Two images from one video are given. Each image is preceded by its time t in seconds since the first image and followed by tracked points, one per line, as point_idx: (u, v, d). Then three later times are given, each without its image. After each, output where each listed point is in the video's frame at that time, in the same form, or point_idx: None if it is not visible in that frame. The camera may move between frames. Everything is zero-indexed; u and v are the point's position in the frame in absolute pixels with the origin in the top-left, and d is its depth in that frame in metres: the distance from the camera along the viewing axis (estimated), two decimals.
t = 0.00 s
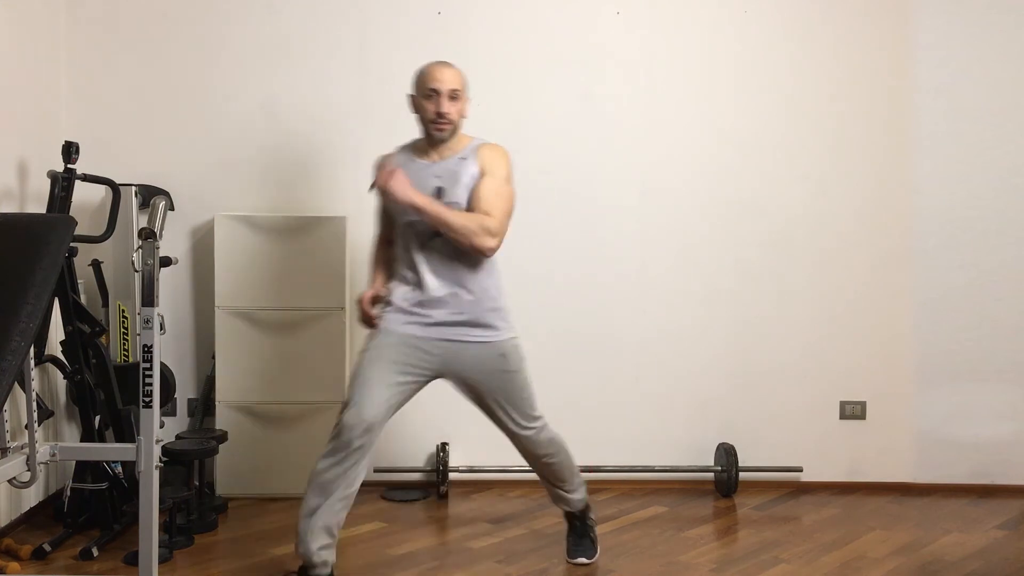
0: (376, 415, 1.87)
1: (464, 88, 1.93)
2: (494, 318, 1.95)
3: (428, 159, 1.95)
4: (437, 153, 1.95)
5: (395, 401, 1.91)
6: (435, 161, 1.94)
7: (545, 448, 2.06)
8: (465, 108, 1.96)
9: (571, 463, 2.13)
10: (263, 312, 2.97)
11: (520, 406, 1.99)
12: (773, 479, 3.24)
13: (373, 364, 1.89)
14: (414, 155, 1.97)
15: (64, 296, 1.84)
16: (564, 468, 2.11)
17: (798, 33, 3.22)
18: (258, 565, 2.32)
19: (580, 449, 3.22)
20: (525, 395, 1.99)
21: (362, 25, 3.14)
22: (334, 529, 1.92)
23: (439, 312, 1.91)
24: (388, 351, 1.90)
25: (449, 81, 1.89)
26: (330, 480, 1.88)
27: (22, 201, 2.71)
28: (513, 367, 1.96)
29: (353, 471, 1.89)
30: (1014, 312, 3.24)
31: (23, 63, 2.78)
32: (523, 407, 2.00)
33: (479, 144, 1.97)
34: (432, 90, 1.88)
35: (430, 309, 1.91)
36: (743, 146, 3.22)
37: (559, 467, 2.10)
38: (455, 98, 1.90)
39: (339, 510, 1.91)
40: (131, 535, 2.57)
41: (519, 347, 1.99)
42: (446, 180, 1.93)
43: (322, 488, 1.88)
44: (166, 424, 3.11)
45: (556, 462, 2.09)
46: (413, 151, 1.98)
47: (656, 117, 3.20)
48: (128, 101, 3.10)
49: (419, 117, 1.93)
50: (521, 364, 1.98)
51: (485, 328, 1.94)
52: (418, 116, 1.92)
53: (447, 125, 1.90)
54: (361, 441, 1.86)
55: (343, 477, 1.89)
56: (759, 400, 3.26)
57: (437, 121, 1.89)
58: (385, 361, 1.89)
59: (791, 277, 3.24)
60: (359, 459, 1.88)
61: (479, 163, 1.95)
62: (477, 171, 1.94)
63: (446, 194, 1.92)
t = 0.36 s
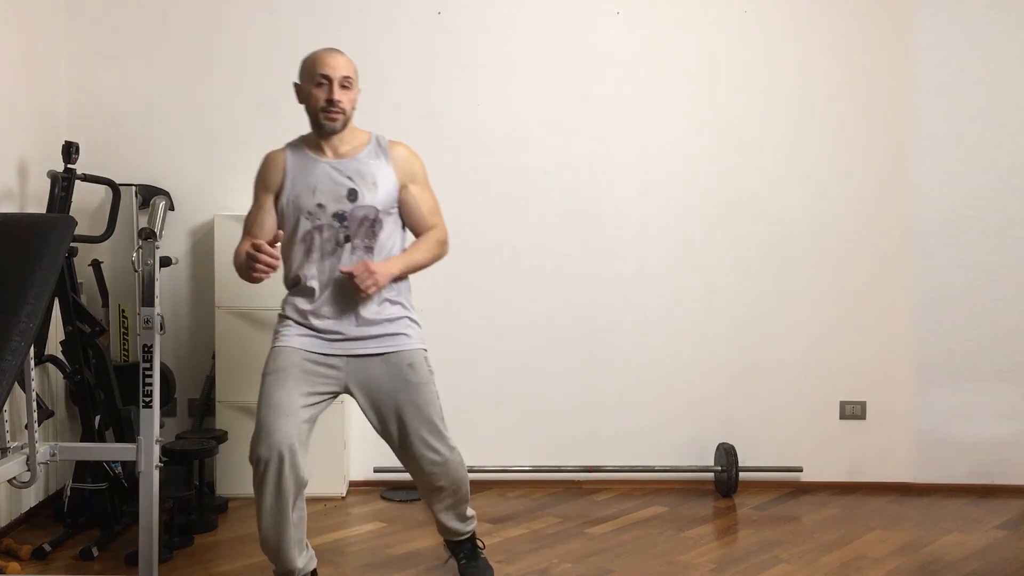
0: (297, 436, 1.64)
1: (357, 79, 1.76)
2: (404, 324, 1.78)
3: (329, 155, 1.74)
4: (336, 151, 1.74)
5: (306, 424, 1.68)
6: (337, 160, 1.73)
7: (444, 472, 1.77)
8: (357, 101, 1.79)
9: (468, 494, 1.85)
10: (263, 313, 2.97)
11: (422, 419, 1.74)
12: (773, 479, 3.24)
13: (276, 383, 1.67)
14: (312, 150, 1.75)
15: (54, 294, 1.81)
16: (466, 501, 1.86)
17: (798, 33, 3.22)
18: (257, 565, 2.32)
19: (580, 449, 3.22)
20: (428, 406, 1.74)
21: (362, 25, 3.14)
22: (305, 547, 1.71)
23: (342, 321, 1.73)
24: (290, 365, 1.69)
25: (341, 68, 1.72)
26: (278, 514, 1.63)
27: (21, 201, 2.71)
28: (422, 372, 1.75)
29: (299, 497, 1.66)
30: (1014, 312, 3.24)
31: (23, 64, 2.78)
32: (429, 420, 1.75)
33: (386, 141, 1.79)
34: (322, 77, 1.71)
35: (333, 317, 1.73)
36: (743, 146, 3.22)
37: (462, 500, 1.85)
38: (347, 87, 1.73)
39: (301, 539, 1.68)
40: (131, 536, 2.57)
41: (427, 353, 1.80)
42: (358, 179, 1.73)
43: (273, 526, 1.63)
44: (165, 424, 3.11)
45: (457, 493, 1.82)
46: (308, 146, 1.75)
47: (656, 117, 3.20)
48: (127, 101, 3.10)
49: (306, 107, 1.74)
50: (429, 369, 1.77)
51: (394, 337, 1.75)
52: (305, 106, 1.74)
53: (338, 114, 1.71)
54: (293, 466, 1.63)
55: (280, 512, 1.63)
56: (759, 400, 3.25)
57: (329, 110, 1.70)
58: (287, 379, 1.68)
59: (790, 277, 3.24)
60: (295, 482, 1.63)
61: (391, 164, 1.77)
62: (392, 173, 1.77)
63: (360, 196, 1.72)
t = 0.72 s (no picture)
0: (291, 438, 1.61)
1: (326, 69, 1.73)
2: (389, 319, 1.76)
3: (299, 151, 1.72)
4: (307, 147, 1.72)
5: (298, 428, 1.65)
6: (308, 156, 1.71)
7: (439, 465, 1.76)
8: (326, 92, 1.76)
9: (461, 485, 1.83)
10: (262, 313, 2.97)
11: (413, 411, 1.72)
12: (773, 479, 3.24)
13: (265, 387, 1.64)
14: (283, 148, 1.73)
15: (54, 293, 1.82)
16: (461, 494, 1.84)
17: (798, 33, 3.22)
18: (257, 565, 2.32)
19: (580, 449, 3.22)
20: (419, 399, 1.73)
21: (361, 25, 3.14)
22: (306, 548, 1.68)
23: (326, 321, 1.70)
24: (277, 368, 1.66)
25: (310, 58, 1.69)
26: (276, 519, 1.59)
27: (21, 201, 2.71)
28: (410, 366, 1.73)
29: (296, 499, 1.63)
30: (1014, 312, 3.24)
31: (23, 64, 2.78)
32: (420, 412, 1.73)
33: (357, 132, 1.76)
34: (292, 67, 1.68)
35: (317, 316, 1.70)
36: (743, 146, 3.22)
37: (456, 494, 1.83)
38: (317, 77, 1.70)
39: (301, 542, 1.65)
40: (131, 536, 2.57)
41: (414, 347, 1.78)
42: (330, 175, 1.70)
43: (273, 532, 1.60)
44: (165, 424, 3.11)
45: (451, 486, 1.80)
46: (278, 143, 1.73)
47: (656, 117, 3.20)
48: (127, 100, 3.10)
49: (275, 100, 1.71)
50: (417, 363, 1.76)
51: (380, 332, 1.73)
52: (275, 98, 1.70)
53: (310, 105, 1.68)
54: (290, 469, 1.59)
55: (279, 519, 1.59)
56: (759, 400, 3.25)
57: (298, 100, 1.67)
58: (275, 383, 1.65)
59: (790, 276, 3.24)
60: (292, 485, 1.60)
61: (363, 156, 1.74)
62: (364, 166, 1.74)
63: (333, 192, 1.70)
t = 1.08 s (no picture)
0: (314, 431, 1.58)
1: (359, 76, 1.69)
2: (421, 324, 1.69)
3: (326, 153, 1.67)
4: (335, 150, 1.67)
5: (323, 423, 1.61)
6: (336, 158, 1.66)
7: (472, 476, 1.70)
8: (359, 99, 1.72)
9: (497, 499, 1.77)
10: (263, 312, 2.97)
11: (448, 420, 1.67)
12: (773, 479, 3.24)
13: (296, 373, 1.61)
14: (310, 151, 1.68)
15: (54, 293, 1.81)
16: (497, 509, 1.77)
17: (798, 33, 3.22)
18: (257, 565, 2.32)
19: (580, 448, 3.22)
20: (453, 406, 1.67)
21: (361, 25, 3.14)
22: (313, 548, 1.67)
23: (357, 323, 1.66)
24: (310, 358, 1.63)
25: (343, 63, 1.65)
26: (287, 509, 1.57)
27: (21, 201, 2.71)
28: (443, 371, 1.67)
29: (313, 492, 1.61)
30: (1014, 312, 3.24)
31: (23, 64, 2.77)
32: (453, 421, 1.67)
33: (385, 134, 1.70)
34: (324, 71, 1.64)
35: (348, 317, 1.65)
36: (743, 146, 3.22)
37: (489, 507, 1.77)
38: (349, 83, 1.66)
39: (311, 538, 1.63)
40: (131, 536, 2.57)
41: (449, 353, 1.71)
42: (356, 176, 1.64)
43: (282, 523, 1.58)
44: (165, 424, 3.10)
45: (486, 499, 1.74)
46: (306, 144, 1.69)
47: (656, 116, 3.20)
48: (128, 100, 3.10)
49: (306, 105, 1.67)
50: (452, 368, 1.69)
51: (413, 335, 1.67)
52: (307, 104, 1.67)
53: (340, 110, 1.64)
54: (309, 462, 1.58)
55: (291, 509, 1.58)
56: (759, 400, 3.25)
57: (328, 105, 1.64)
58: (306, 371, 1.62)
59: (790, 276, 3.24)
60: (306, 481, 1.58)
61: (391, 158, 1.68)
62: (392, 167, 1.68)
63: (359, 194, 1.64)
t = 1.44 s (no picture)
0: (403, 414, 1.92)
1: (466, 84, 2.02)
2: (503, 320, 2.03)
3: (435, 156, 2.01)
4: (441, 153, 2.02)
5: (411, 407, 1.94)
6: (443, 161, 2.00)
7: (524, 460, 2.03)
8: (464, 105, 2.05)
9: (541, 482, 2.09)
10: (263, 313, 2.97)
11: (512, 408, 2.00)
12: (773, 479, 3.24)
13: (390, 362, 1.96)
14: (419, 152, 2.03)
15: (54, 294, 1.82)
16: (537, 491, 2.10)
17: (798, 33, 3.22)
18: (257, 565, 2.32)
19: (580, 448, 3.22)
20: (519, 397, 2.01)
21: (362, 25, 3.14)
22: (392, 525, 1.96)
23: (450, 313, 2.00)
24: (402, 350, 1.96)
25: (451, 73, 1.98)
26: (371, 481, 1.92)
27: (22, 201, 2.71)
28: (517, 363, 2.02)
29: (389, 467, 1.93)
30: (1014, 312, 3.24)
31: (23, 64, 2.77)
32: (519, 410, 2.01)
33: (488, 144, 2.05)
34: (436, 80, 1.97)
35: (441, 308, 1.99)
36: (743, 146, 3.22)
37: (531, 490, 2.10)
38: (458, 91, 1.99)
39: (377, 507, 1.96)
40: (131, 536, 2.57)
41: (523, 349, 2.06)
42: (461, 179, 1.99)
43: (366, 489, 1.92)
44: (166, 424, 3.10)
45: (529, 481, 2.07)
46: (417, 148, 2.04)
47: (655, 116, 3.20)
48: (128, 100, 3.10)
49: (419, 108, 2.00)
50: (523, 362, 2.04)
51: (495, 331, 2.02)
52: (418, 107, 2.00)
53: (447, 116, 1.98)
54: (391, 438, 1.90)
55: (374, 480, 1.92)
56: (759, 400, 3.25)
57: (440, 109, 1.97)
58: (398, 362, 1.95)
59: (790, 276, 3.24)
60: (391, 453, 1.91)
61: (492, 164, 2.03)
62: (492, 174, 2.02)
63: (462, 195, 1.98)
